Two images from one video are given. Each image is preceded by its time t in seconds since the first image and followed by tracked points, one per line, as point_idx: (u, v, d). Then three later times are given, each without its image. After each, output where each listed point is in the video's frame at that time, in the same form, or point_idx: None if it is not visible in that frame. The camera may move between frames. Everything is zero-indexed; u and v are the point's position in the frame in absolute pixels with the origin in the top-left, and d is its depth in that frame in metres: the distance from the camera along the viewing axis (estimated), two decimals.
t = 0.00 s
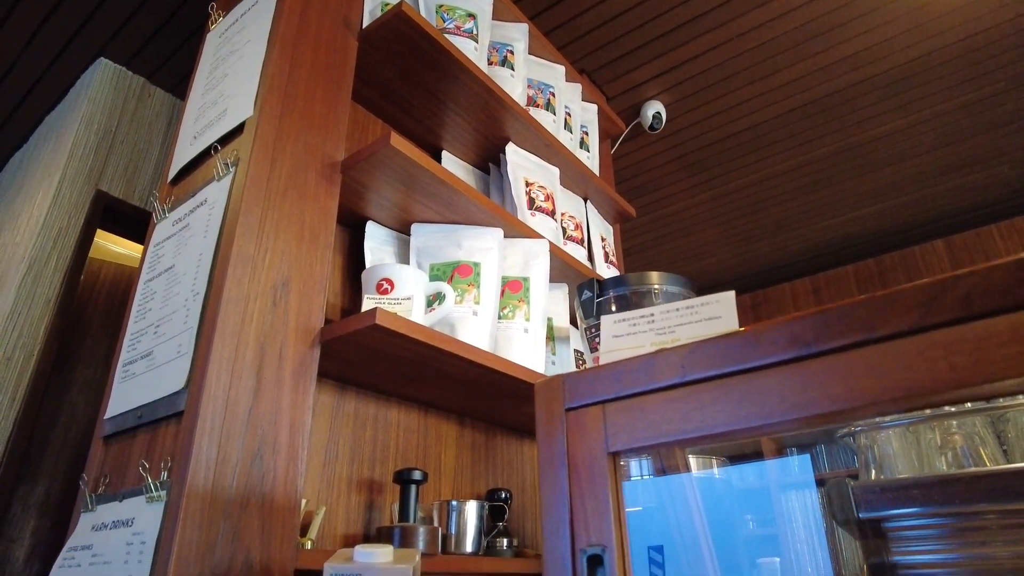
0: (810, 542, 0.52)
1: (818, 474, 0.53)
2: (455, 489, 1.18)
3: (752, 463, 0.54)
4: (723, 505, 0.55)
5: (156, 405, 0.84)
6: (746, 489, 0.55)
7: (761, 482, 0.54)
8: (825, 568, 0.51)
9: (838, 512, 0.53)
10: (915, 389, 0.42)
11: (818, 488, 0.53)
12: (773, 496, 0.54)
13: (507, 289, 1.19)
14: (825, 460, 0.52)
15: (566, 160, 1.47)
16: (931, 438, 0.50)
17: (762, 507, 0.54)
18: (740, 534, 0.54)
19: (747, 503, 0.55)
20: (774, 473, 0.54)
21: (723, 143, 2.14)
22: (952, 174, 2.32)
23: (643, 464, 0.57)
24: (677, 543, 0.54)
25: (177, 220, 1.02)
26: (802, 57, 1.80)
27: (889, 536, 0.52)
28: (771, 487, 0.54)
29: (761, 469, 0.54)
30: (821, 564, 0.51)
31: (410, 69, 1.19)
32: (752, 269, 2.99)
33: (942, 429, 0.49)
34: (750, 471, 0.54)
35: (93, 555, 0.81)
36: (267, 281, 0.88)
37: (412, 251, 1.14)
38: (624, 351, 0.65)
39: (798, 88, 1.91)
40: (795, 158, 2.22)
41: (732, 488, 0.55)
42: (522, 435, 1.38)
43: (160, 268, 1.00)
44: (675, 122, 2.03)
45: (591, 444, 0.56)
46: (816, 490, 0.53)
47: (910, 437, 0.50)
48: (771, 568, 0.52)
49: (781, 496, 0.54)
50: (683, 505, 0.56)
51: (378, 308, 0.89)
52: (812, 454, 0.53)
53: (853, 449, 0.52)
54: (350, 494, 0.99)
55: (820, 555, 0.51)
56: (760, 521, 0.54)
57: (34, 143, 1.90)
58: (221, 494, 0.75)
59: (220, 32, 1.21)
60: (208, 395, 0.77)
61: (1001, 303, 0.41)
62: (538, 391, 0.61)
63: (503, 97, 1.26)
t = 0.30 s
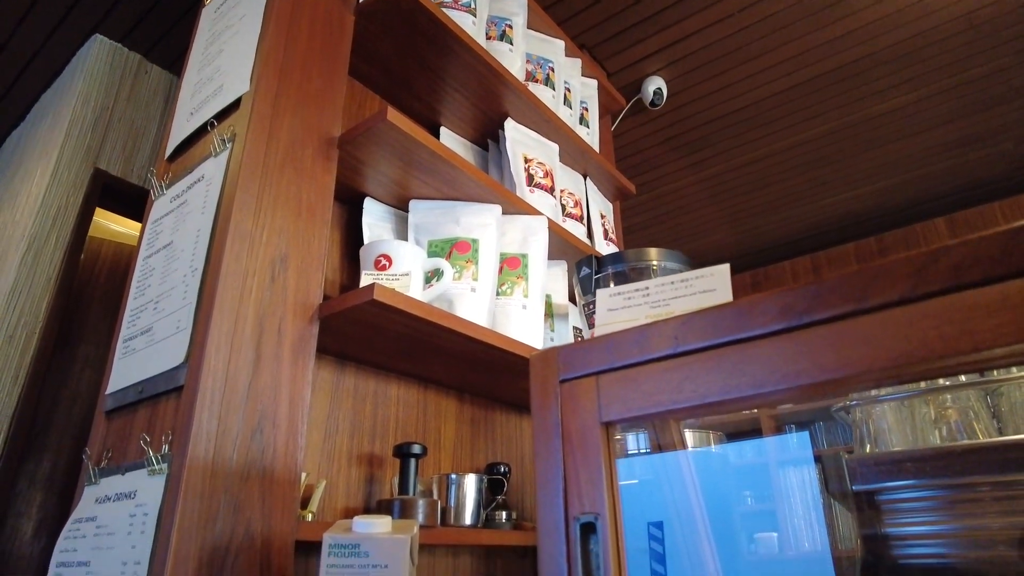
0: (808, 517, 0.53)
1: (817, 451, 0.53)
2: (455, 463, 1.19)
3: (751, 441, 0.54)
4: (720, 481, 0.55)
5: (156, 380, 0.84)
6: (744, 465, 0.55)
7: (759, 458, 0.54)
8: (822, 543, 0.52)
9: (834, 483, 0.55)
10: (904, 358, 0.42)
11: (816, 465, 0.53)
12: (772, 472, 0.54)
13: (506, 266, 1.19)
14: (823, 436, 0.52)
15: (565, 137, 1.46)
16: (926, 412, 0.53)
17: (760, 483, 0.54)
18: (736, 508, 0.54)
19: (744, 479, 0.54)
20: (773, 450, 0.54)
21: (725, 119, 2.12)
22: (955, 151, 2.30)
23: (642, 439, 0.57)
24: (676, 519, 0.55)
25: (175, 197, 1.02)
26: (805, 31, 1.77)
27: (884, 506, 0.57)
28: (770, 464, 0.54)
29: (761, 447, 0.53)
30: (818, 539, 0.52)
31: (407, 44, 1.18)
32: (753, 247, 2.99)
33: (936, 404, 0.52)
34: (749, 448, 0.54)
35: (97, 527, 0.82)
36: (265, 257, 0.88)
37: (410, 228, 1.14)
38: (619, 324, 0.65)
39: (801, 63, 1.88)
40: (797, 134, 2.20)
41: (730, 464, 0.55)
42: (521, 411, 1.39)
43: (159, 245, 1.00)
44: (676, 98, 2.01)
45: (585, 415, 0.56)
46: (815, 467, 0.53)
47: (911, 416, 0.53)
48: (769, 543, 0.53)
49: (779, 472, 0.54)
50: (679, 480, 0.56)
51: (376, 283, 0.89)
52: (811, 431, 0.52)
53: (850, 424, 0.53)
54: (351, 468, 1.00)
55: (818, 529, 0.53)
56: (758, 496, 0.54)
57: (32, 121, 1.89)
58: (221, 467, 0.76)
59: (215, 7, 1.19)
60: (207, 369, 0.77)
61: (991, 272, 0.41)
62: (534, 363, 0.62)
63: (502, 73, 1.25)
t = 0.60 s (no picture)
0: (803, 482, 0.53)
1: (813, 418, 0.53)
2: (454, 427, 1.20)
3: (747, 409, 0.54)
4: (715, 447, 0.55)
5: (153, 343, 0.84)
6: (740, 432, 0.55)
7: (756, 425, 0.54)
8: (817, 507, 0.53)
9: (830, 446, 0.55)
10: (899, 313, 0.42)
11: (813, 432, 0.53)
12: (769, 439, 0.54)
13: (503, 231, 1.18)
14: (821, 404, 0.53)
15: (564, 100, 1.44)
16: (922, 376, 0.52)
17: (756, 449, 0.54)
18: (731, 474, 0.54)
19: (740, 445, 0.54)
20: (769, 417, 0.54)
21: (728, 84, 2.08)
22: (961, 118, 2.27)
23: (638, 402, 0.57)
24: (671, 483, 0.56)
25: (168, 160, 1.01)
26: None
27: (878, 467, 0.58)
28: (767, 431, 0.54)
29: (757, 415, 0.53)
30: (813, 504, 0.53)
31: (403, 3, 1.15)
32: (754, 215, 2.97)
33: (932, 366, 0.51)
34: (745, 416, 0.54)
35: (97, 488, 0.83)
36: (259, 220, 0.88)
37: (406, 192, 1.13)
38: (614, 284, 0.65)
39: (807, 27, 1.84)
40: (801, 100, 2.17)
41: (725, 431, 0.55)
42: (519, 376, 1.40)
43: (153, 208, 0.99)
44: (678, 63, 1.98)
45: (579, 372, 0.56)
46: (810, 434, 0.53)
47: (907, 380, 0.53)
48: (765, 508, 0.53)
49: (776, 439, 0.53)
50: (674, 447, 0.57)
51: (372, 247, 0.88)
52: (808, 399, 0.53)
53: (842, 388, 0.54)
54: (349, 430, 1.01)
55: (813, 494, 0.53)
56: (754, 463, 0.54)
57: (23, 86, 1.86)
58: (218, 428, 0.76)
59: None
60: (202, 332, 0.77)
61: (990, 224, 0.40)
62: (528, 322, 0.62)
63: (499, 33, 1.22)
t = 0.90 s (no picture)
0: (799, 442, 0.53)
1: (811, 379, 0.53)
2: (453, 385, 1.21)
3: (746, 370, 0.54)
4: (713, 406, 0.56)
5: (151, 302, 0.84)
6: (739, 393, 0.55)
7: (754, 386, 0.54)
8: (812, 467, 0.53)
9: (825, 403, 0.55)
10: (898, 265, 0.42)
11: (810, 394, 0.53)
12: (766, 400, 0.54)
13: (502, 190, 1.17)
14: (817, 365, 0.53)
15: (564, 56, 1.41)
16: (920, 335, 0.52)
17: (753, 410, 0.54)
18: (729, 434, 0.55)
19: (738, 406, 0.55)
20: (767, 378, 0.54)
21: (734, 41, 2.03)
22: (968, 76, 2.24)
23: (635, 361, 0.57)
24: (668, 442, 0.56)
25: (162, 117, 0.99)
26: None
27: (874, 426, 0.58)
28: (764, 392, 0.54)
29: (755, 376, 0.53)
30: (808, 465, 0.53)
31: None
32: (756, 176, 2.95)
33: (930, 325, 0.51)
34: (743, 376, 0.54)
35: (101, 444, 0.84)
36: (255, 177, 0.87)
37: (403, 149, 1.11)
38: (613, 240, 0.65)
39: None
40: (807, 59, 2.12)
41: (724, 391, 0.55)
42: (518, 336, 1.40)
43: (148, 167, 0.98)
44: (683, 19, 1.93)
45: (577, 328, 0.56)
46: (808, 396, 0.53)
47: (905, 339, 0.53)
48: (761, 468, 0.54)
49: (773, 400, 0.54)
50: (672, 407, 0.57)
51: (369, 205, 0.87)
52: (805, 361, 0.53)
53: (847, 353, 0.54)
54: (349, 389, 1.02)
55: (808, 455, 0.53)
56: (751, 423, 0.54)
57: (11, 43, 1.82)
58: (219, 386, 0.77)
59: None
60: (200, 290, 0.77)
61: (993, 176, 0.40)
62: (526, 278, 0.61)
63: None
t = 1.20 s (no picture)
0: (796, 412, 0.54)
1: (808, 349, 0.54)
2: (454, 355, 1.22)
3: (745, 340, 0.54)
4: (712, 376, 0.56)
5: (153, 272, 0.84)
6: (738, 364, 0.55)
7: (753, 356, 0.55)
8: (809, 438, 0.54)
9: (823, 372, 0.56)
10: (903, 236, 0.42)
11: (808, 364, 0.55)
12: (764, 370, 0.55)
13: (503, 159, 1.16)
14: (816, 336, 0.54)
15: (566, 21, 1.38)
16: (920, 307, 0.52)
17: (752, 380, 0.55)
18: (728, 404, 0.56)
19: (738, 376, 0.55)
20: (765, 348, 0.55)
21: (739, 7, 1.99)
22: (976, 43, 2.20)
23: (636, 331, 0.57)
24: (667, 412, 0.57)
25: (159, 85, 0.98)
26: None
27: (870, 395, 0.59)
28: (762, 362, 0.55)
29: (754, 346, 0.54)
30: (805, 435, 0.54)
31: None
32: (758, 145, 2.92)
33: (931, 298, 0.51)
34: (743, 347, 0.55)
35: (106, 413, 0.85)
36: (254, 146, 0.86)
37: (403, 117, 1.10)
38: (617, 209, 0.64)
39: None
40: (813, 26, 2.09)
41: (724, 361, 0.56)
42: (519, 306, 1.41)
43: (146, 136, 0.97)
44: None
45: (580, 298, 0.56)
46: (805, 365, 0.54)
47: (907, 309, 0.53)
48: (758, 437, 0.55)
49: (771, 370, 0.55)
50: (671, 377, 0.57)
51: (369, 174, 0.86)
52: (804, 332, 0.54)
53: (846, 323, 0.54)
54: (351, 359, 1.02)
55: (805, 425, 0.54)
56: (750, 394, 0.55)
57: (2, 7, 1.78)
58: (222, 355, 0.77)
59: None
60: (202, 260, 0.77)
61: (1001, 145, 0.40)
62: (528, 249, 0.61)
63: None
